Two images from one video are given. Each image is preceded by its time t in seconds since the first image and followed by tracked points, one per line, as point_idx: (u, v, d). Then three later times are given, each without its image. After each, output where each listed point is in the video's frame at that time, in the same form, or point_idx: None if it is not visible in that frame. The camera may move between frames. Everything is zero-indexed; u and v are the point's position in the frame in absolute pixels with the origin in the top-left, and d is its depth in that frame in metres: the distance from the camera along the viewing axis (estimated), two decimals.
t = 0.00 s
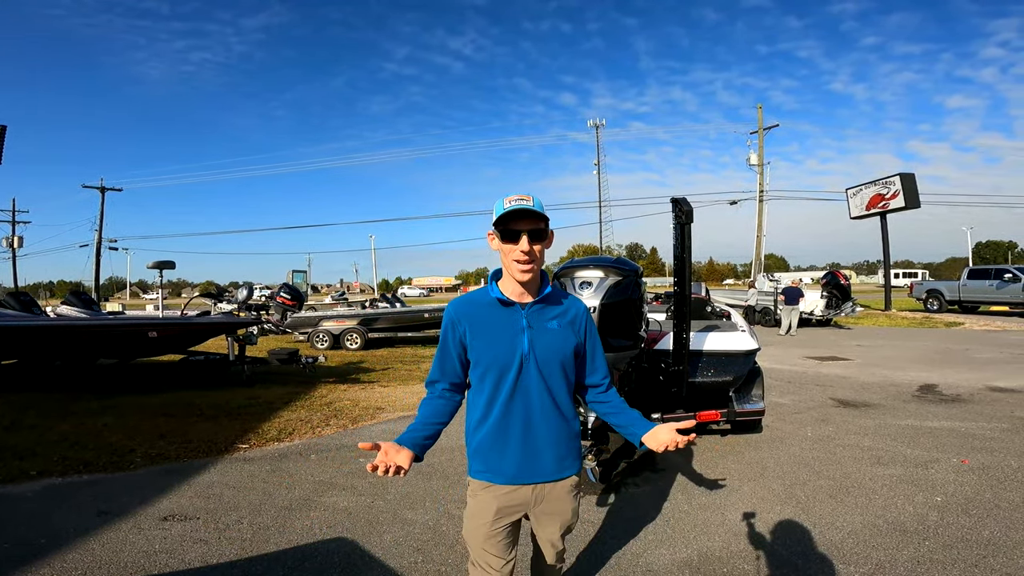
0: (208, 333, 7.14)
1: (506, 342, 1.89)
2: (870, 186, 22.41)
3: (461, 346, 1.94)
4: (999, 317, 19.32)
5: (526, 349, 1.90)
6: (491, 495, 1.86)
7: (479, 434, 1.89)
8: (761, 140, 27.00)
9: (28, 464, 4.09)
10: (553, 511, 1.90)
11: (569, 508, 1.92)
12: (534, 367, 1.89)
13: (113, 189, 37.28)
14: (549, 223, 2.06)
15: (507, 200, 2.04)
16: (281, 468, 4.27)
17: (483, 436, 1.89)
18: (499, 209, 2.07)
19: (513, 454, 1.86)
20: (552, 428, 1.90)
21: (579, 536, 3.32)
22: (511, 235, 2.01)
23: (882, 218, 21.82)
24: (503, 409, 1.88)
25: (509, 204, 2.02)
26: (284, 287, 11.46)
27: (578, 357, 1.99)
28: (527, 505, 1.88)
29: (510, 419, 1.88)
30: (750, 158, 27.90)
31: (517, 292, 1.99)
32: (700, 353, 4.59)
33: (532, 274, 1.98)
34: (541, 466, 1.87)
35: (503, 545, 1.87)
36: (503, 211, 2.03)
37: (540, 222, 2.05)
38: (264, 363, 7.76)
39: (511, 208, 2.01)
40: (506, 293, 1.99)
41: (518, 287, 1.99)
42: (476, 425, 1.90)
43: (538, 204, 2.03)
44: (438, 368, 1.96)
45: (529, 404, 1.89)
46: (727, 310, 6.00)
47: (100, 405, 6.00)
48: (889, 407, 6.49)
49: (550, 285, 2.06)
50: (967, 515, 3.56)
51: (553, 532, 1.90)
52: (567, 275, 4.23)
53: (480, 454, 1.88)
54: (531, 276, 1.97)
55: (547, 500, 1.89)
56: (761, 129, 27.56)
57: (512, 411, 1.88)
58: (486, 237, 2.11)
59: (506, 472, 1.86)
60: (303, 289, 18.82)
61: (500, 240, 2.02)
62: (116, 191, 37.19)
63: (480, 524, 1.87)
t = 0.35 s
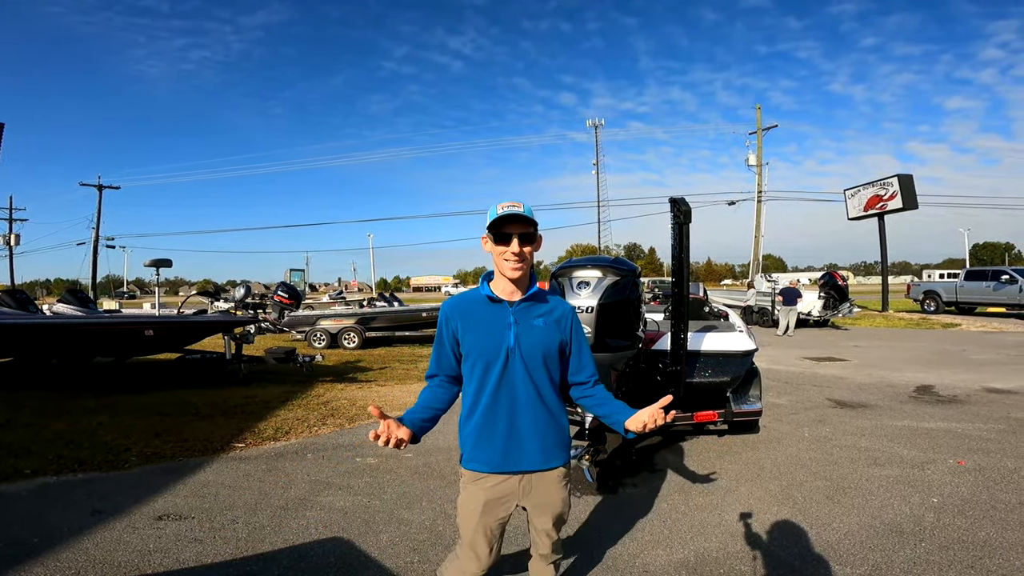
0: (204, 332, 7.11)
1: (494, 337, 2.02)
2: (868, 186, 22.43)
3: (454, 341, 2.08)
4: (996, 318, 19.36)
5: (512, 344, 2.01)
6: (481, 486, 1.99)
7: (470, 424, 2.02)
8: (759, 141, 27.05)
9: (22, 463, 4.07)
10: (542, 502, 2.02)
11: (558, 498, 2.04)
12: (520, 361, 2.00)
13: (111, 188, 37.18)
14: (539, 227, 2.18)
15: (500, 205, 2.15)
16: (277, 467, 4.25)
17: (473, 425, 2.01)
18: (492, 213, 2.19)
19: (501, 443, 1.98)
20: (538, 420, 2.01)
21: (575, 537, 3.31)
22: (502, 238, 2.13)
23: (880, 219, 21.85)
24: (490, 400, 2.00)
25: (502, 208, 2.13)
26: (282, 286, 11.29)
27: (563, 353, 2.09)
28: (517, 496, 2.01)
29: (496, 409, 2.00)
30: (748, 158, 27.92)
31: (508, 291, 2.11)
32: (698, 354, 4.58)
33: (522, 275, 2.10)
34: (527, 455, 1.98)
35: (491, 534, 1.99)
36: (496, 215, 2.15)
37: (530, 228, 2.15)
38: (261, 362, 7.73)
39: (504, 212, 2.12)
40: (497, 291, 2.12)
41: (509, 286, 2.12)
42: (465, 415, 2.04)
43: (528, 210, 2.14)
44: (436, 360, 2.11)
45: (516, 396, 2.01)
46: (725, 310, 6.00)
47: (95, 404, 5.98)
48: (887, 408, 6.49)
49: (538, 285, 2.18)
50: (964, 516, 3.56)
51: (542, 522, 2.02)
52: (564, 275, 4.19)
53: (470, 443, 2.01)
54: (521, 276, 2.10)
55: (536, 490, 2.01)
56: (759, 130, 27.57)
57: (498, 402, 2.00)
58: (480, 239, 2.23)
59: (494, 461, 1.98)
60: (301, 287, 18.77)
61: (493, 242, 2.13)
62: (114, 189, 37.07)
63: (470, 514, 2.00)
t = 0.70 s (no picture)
0: (211, 330, 7.13)
1: (462, 332, 2.12)
2: (876, 183, 22.24)
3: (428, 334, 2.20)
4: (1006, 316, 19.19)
5: (479, 340, 2.10)
6: (445, 475, 2.11)
7: (438, 414, 2.13)
8: (766, 137, 26.89)
9: (31, 460, 4.09)
10: (505, 492, 2.08)
11: (524, 488, 2.08)
12: (485, 357, 2.09)
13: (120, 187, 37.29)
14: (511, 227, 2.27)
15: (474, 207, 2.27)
16: (283, 465, 4.26)
17: (441, 415, 2.12)
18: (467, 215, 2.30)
19: (464, 433, 2.09)
20: (501, 414, 2.09)
21: (581, 535, 3.29)
22: (474, 237, 2.23)
23: (889, 217, 21.69)
24: (456, 392, 2.10)
25: (475, 209, 2.24)
26: (288, 283, 11.33)
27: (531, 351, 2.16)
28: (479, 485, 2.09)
29: (461, 401, 2.10)
30: (756, 155, 27.76)
31: (480, 288, 2.20)
32: (704, 352, 4.55)
33: (493, 272, 2.18)
34: (489, 447, 2.07)
35: (457, 516, 2.13)
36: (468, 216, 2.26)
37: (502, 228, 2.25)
38: (267, 360, 7.75)
39: (476, 213, 2.23)
40: (470, 288, 2.21)
41: (481, 283, 2.20)
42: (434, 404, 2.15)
43: (500, 211, 2.24)
44: (410, 349, 2.24)
45: (480, 389, 2.10)
46: (731, 308, 5.96)
47: (103, 401, 6.01)
48: (895, 406, 6.44)
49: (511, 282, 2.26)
50: (973, 516, 3.52)
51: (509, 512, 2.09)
52: (569, 272, 4.14)
53: (436, 432, 2.12)
54: (492, 273, 2.18)
55: (499, 481, 2.08)
56: (767, 126, 27.40)
57: (463, 394, 2.10)
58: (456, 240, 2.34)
59: (457, 449, 2.09)
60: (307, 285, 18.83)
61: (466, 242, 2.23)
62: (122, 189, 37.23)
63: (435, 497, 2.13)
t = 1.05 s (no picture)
0: (217, 328, 7.15)
1: (431, 326, 2.15)
2: (882, 182, 22.14)
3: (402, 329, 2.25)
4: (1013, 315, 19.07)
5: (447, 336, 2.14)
6: (415, 466, 2.16)
7: (408, 406, 2.18)
8: (771, 136, 26.79)
9: (37, 458, 4.11)
10: (474, 483, 2.12)
11: (493, 479, 2.11)
12: (453, 352, 2.13)
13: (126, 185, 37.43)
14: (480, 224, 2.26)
15: (442, 205, 2.25)
16: (287, 463, 4.27)
17: (410, 408, 2.17)
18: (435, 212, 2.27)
19: (431, 426, 2.13)
20: (466, 406, 2.11)
21: (584, 534, 3.27)
22: (443, 235, 2.21)
23: (895, 216, 21.57)
24: (424, 386, 2.14)
25: (444, 207, 2.22)
26: (293, 281, 11.37)
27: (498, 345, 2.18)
28: (448, 477, 2.13)
29: (429, 394, 2.14)
30: (761, 154, 27.66)
31: (450, 286, 2.20)
32: (708, 351, 4.53)
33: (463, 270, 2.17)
34: (453, 440, 2.10)
35: (432, 506, 2.18)
36: (437, 213, 2.24)
37: (470, 226, 2.23)
38: (272, 358, 7.77)
39: (445, 211, 2.21)
40: (440, 287, 2.21)
41: (451, 281, 2.20)
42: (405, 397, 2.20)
43: (467, 208, 2.23)
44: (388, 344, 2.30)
45: (447, 384, 2.13)
46: (736, 306, 5.93)
47: (109, 399, 6.03)
48: (901, 406, 6.40)
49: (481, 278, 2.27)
50: (980, 516, 3.49)
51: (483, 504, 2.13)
52: (575, 270, 4.13)
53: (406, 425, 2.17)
54: (462, 272, 2.18)
55: (467, 473, 2.12)
56: (772, 125, 27.30)
57: (430, 387, 2.14)
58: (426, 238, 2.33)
59: (424, 442, 2.13)
60: (312, 283, 18.87)
61: (434, 241, 2.22)
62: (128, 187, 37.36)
63: (409, 488, 2.19)
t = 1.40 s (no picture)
0: (220, 327, 7.15)
1: (435, 324, 2.15)
2: (887, 182, 22.03)
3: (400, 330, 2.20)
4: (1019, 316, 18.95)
5: (453, 332, 2.14)
6: (421, 468, 2.14)
7: (414, 407, 2.15)
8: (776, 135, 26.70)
9: (41, 457, 4.12)
10: (482, 481, 2.12)
11: (502, 476, 2.12)
12: (460, 349, 2.12)
13: (131, 185, 37.58)
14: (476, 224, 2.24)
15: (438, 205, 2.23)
16: (290, 462, 4.27)
17: (417, 408, 2.14)
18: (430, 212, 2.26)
19: (441, 425, 2.11)
20: (476, 402, 2.12)
21: (586, 534, 3.27)
22: (438, 236, 2.21)
23: (900, 216, 21.46)
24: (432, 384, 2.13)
25: (439, 208, 2.20)
26: (296, 280, 11.37)
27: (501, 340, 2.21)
28: (457, 476, 2.13)
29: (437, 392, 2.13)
30: (765, 154, 27.56)
31: (447, 285, 2.23)
32: (712, 352, 4.52)
33: (458, 270, 2.19)
34: (465, 437, 2.09)
35: (439, 508, 2.16)
36: (432, 213, 2.22)
37: (466, 226, 2.22)
38: (275, 357, 7.77)
39: (440, 212, 2.19)
40: (437, 284, 2.24)
41: (447, 280, 2.22)
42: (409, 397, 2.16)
43: (463, 210, 2.21)
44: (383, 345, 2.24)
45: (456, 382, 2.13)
46: (740, 306, 5.90)
47: (114, 398, 6.04)
48: (906, 407, 6.36)
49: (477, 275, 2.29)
50: (985, 517, 3.47)
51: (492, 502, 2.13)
52: (579, 269, 4.12)
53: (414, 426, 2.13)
54: (458, 272, 2.19)
55: (477, 471, 2.12)
56: (776, 125, 27.19)
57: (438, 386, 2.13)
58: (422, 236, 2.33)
59: (435, 441, 2.11)
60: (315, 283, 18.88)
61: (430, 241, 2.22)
62: (132, 187, 37.49)
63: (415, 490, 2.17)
